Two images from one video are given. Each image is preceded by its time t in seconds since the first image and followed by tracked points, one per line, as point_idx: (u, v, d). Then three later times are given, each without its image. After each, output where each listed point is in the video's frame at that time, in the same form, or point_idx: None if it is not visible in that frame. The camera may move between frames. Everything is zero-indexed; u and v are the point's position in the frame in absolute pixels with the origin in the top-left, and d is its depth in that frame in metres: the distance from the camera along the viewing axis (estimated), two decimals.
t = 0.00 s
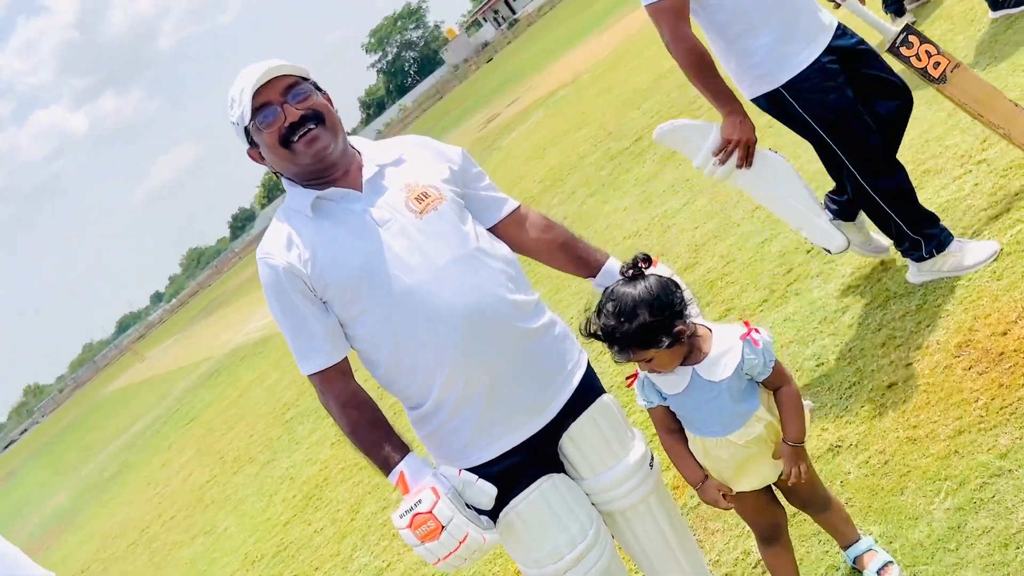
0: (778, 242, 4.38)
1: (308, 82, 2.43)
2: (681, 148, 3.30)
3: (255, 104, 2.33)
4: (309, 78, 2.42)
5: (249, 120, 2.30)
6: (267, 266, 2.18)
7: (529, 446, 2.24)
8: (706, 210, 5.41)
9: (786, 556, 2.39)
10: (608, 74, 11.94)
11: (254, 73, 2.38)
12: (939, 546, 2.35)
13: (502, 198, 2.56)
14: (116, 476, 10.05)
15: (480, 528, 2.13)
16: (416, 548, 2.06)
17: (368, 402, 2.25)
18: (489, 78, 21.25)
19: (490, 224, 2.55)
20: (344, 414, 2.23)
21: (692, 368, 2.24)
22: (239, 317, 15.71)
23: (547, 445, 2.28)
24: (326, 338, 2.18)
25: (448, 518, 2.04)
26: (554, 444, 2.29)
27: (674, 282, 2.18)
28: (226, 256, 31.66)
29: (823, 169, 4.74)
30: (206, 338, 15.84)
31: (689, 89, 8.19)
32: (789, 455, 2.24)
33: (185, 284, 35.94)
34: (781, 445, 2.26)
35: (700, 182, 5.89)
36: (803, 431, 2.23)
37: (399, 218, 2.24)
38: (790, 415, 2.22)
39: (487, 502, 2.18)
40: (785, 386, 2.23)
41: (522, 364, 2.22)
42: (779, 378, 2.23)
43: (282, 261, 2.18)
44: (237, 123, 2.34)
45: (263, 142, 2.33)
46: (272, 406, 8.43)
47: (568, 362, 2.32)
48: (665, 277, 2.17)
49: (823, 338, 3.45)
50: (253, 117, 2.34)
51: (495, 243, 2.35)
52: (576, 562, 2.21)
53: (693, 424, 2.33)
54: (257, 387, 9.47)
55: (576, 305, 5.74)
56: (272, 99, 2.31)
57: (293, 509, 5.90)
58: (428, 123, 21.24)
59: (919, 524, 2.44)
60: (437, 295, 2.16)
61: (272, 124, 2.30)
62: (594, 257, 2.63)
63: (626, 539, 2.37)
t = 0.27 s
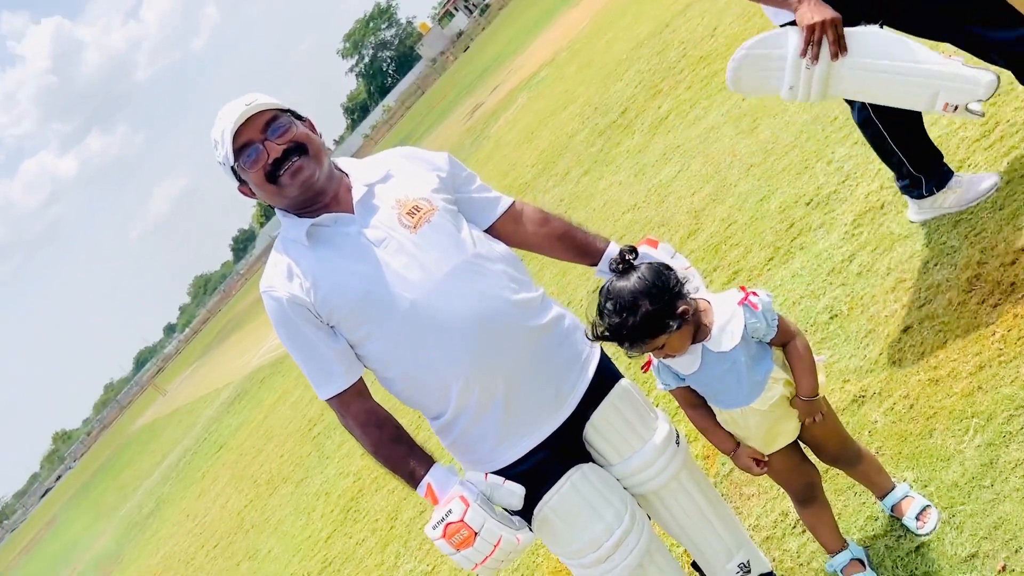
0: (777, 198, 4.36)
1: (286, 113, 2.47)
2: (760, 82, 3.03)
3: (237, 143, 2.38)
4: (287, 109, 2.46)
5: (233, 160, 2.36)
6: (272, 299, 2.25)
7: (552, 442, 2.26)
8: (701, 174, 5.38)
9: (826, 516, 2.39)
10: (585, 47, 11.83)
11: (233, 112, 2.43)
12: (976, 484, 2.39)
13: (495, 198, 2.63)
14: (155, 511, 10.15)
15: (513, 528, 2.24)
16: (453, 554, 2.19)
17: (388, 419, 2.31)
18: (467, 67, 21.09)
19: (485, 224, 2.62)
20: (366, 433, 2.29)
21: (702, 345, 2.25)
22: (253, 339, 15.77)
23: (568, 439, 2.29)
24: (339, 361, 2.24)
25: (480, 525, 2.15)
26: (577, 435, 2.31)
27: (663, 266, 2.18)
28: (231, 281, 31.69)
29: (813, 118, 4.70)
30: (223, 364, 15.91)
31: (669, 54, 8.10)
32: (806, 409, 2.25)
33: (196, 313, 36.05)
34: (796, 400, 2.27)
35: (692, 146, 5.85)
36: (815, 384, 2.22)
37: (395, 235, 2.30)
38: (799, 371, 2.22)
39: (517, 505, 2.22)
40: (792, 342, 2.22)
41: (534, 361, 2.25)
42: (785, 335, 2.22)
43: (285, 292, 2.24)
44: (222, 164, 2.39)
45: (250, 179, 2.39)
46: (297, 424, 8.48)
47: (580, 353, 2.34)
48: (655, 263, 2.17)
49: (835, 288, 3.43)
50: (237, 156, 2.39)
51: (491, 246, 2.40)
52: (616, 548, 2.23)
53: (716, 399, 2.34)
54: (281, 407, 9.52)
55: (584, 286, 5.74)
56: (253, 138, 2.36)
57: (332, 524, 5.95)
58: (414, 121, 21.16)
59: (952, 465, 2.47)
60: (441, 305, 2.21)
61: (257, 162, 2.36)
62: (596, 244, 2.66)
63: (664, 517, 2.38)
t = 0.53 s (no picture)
0: (773, 158, 4.33)
1: (273, 133, 2.47)
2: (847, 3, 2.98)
3: (228, 170, 2.38)
4: (273, 129, 2.46)
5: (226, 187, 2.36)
6: (279, 320, 2.27)
7: (574, 431, 2.27)
8: (694, 142, 5.34)
9: (857, 470, 2.39)
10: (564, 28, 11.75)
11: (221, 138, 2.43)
12: (1003, 425, 2.38)
13: (490, 193, 2.63)
14: (192, 538, 10.23)
15: (542, 523, 2.26)
16: (486, 555, 2.20)
17: (408, 426, 2.32)
18: (449, 62, 20.98)
19: (484, 221, 2.62)
20: (387, 444, 2.30)
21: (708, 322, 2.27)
22: (268, 357, 15.82)
23: (588, 426, 2.30)
24: (352, 375, 2.25)
25: (508, 522, 2.17)
26: (597, 421, 2.32)
27: (657, 254, 2.17)
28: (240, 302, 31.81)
29: (800, 73, 4.66)
30: (241, 385, 15.98)
31: (648, 25, 8.04)
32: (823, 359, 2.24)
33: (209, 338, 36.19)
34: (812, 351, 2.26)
35: (682, 116, 5.81)
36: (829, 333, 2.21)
37: (393, 244, 2.31)
38: (810, 322, 2.20)
39: (543, 498, 2.26)
40: (798, 296, 2.21)
41: (545, 353, 2.25)
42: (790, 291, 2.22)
43: (291, 312, 2.26)
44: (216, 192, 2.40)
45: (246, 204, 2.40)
46: (322, 437, 8.53)
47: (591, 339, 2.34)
48: (647, 254, 2.16)
49: (840, 243, 3.41)
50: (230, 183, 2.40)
51: (491, 242, 2.40)
52: (649, 528, 2.23)
53: (734, 369, 2.34)
54: (303, 421, 9.56)
55: (590, 268, 5.73)
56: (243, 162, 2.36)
57: (367, 532, 5.99)
58: (402, 122, 21.09)
59: (976, 408, 2.46)
60: (446, 308, 2.22)
61: (249, 186, 2.36)
62: (597, 228, 2.65)
63: (694, 492, 2.38)
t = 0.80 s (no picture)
0: (767, 127, 4.31)
1: (266, 149, 2.48)
2: None
3: (224, 188, 2.38)
4: (264, 145, 2.47)
5: (223, 204, 2.36)
6: (290, 335, 2.26)
7: (593, 418, 2.27)
8: (687, 118, 5.31)
9: (880, 432, 2.38)
10: (546, 15, 11.69)
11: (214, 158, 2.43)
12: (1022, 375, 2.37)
13: (486, 189, 2.63)
14: (224, 556, 10.30)
15: (573, 508, 2.29)
16: (521, 547, 2.22)
17: (429, 429, 2.32)
18: (434, 59, 20.89)
19: (483, 217, 2.61)
20: (409, 448, 2.30)
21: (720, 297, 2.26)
22: (282, 371, 15.88)
23: (608, 412, 2.29)
24: (369, 383, 2.25)
25: (541, 512, 2.19)
26: (616, 406, 2.31)
27: (659, 235, 2.17)
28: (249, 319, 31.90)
29: (787, 38, 4.62)
30: (258, 401, 16.04)
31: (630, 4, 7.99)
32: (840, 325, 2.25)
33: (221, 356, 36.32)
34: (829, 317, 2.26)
35: (672, 92, 5.78)
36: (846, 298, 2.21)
37: (396, 249, 2.32)
38: (827, 289, 2.21)
39: (570, 485, 2.29)
40: (813, 265, 2.21)
41: (558, 343, 2.25)
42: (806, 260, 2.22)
43: (302, 326, 2.26)
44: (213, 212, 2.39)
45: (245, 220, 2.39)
46: (342, 445, 8.56)
47: (601, 325, 2.34)
48: (648, 236, 2.17)
49: (842, 206, 3.39)
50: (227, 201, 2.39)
51: (493, 237, 2.40)
52: (676, 510, 2.24)
53: (748, 342, 2.34)
54: (323, 431, 9.60)
55: (594, 253, 5.71)
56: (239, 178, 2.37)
57: (396, 535, 6.02)
58: (393, 124, 21.03)
59: (994, 360, 2.46)
60: (455, 308, 2.22)
61: (247, 201, 2.36)
62: (595, 215, 2.64)
63: (718, 469, 2.38)
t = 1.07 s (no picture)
0: (761, 106, 4.29)
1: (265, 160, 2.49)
2: None
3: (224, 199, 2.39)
4: (262, 157, 2.49)
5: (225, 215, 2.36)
6: (299, 345, 2.26)
7: (607, 408, 2.28)
8: (681, 101, 5.29)
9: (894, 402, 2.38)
10: (531, 7, 11.64)
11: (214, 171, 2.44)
12: None
13: (483, 188, 2.64)
14: (249, 568, 10.35)
15: (596, 494, 2.26)
16: (547, 537, 2.21)
17: (445, 429, 2.33)
18: (423, 59, 20.84)
19: (483, 216, 2.62)
20: (426, 449, 2.31)
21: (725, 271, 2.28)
22: (292, 381, 15.91)
23: (621, 400, 2.30)
24: (381, 387, 2.26)
25: (564, 501, 2.18)
26: (629, 393, 2.31)
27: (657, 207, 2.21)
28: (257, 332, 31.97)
29: (775, 15, 4.60)
30: (270, 412, 16.09)
31: None
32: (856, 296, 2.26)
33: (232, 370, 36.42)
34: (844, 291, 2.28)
35: (663, 77, 5.76)
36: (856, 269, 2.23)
37: (399, 252, 2.33)
38: (835, 262, 2.24)
39: (592, 471, 2.27)
40: (816, 241, 2.27)
41: (567, 334, 2.26)
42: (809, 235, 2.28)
43: (310, 335, 2.25)
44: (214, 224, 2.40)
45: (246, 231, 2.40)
46: (357, 450, 8.58)
47: (609, 314, 2.34)
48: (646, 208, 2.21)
49: (842, 180, 3.38)
50: (227, 212, 2.40)
51: (494, 235, 2.40)
52: (695, 495, 2.24)
53: (757, 320, 2.36)
54: (337, 438, 9.63)
55: (596, 243, 5.70)
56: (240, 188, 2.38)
57: (418, 537, 6.04)
58: (387, 127, 21.00)
59: (1004, 325, 2.44)
60: (462, 307, 2.23)
61: (249, 210, 2.37)
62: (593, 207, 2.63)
63: (734, 452, 2.38)
